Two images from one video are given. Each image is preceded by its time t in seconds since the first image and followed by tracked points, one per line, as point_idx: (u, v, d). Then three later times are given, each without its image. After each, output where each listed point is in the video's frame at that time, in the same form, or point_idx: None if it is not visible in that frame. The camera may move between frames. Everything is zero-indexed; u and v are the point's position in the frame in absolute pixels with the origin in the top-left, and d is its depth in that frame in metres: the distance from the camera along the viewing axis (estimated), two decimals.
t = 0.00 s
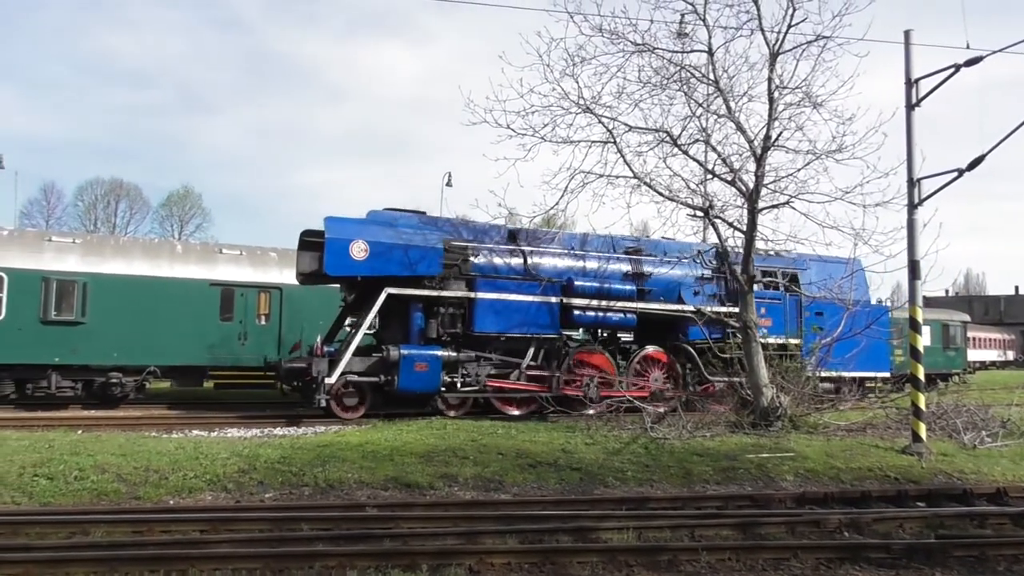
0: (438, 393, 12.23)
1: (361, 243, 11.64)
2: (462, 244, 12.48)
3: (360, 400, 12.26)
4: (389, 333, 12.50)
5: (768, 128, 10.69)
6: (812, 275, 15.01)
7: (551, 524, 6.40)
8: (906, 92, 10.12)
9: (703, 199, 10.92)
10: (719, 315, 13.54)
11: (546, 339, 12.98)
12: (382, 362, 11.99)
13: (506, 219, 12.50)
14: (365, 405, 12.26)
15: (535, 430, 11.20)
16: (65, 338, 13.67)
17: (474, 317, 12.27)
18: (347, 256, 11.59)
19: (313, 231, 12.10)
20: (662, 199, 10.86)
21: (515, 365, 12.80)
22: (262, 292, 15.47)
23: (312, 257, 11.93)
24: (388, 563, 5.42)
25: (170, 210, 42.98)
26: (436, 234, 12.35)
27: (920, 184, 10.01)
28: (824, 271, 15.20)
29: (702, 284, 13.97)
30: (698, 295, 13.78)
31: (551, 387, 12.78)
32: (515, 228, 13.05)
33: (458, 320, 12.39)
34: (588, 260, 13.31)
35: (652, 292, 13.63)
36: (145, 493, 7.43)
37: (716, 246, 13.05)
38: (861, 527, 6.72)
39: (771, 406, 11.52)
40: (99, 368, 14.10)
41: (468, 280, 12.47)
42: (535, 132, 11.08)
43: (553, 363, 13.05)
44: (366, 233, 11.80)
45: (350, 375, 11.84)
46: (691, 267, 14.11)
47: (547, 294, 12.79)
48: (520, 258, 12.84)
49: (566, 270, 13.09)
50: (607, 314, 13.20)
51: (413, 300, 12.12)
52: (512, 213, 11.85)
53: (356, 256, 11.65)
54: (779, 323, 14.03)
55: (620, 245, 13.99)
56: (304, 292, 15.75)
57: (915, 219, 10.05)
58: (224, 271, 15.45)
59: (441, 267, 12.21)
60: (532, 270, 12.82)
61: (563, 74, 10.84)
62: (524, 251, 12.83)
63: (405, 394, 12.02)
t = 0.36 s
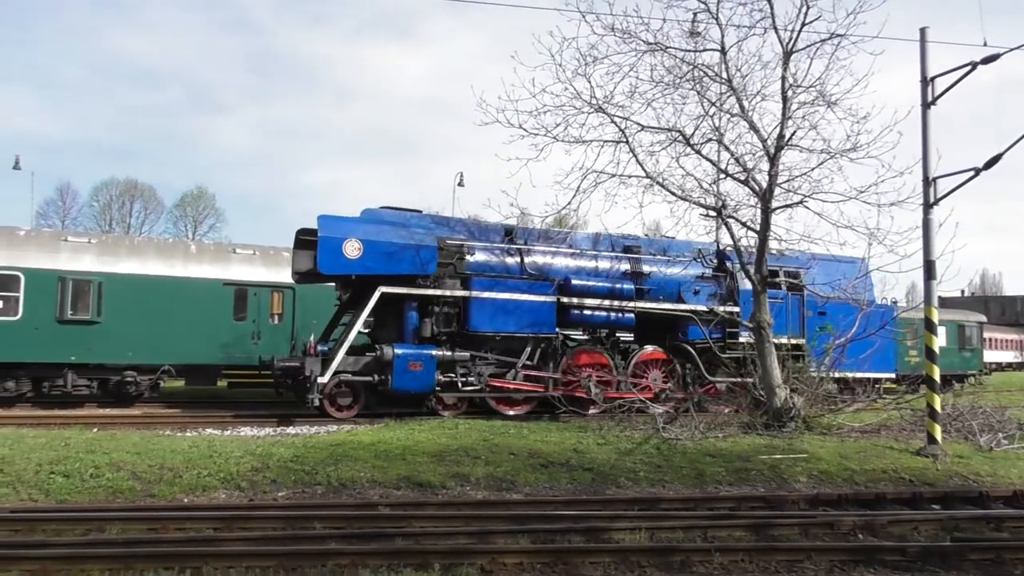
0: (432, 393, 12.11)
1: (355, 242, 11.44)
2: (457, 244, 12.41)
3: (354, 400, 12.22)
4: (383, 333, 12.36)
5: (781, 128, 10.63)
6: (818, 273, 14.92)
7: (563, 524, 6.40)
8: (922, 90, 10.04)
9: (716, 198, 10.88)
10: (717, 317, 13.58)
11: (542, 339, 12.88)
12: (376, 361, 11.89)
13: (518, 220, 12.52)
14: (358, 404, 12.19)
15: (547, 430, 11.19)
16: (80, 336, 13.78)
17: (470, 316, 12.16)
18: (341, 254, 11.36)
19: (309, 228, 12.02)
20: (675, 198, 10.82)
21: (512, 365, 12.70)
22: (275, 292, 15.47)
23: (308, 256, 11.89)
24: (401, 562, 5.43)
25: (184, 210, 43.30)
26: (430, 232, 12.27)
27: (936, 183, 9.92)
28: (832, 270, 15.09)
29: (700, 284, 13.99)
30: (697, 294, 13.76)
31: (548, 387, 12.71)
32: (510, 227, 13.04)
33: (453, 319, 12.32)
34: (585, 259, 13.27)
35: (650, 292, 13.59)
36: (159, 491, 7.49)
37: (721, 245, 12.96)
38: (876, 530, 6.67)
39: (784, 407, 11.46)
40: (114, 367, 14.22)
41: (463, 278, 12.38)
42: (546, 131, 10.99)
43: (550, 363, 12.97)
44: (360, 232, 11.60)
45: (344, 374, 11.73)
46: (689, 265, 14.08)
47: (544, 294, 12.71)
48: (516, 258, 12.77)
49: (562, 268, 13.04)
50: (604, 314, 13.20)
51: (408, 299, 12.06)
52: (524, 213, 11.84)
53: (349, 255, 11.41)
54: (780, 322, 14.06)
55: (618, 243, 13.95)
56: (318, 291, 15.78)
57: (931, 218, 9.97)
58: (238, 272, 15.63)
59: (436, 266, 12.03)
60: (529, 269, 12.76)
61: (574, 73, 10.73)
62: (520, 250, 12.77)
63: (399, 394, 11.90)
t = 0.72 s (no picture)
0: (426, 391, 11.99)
1: (346, 238, 11.34)
2: (451, 240, 12.25)
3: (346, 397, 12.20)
4: (376, 328, 12.33)
5: (793, 124, 10.60)
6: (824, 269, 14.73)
7: (574, 521, 6.41)
8: (935, 86, 9.98)
9: (727, 195, 10.86)
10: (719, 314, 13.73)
11: (537, 337, 12.75)
12: (368, 358, 11.79)
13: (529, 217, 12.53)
14: (350, 402, 12.13)
15: (558, 427, 11.20)
16: (93, 335, 13.89)
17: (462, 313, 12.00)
18: (331, 251, 11.27)
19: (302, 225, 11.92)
20: (686, 195, 10.80)
21: (507, 362, 12.57)
22: (286, 291, 15.50)
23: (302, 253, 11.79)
24: (413, 559, 5.46)
25: (195, 208, 43.54)
26: (423, 229, 12.14)
27: (949, 179, 9.88)
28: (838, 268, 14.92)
29: (698, 279, 13.96)
30: (696, 291, 13.79)
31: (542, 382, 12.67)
32: (506, 223, 12.97)
33: (446, 316, 12.19)
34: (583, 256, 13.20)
35: (647, 288, 13.51)
36: (173, 488, 7.55)
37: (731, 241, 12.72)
38: (888, 527, 6.65)
39: (796, 404, 11.44)
40: (126, 365, 14.32)
41: (457, 275, 12.22)
42: (556, 128, 10.96)
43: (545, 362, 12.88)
44: (351, 228, 11.50)
45: (336, 372, 11.66)
46: (687, 262, 14.04)
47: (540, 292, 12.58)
48: (513, 254, 12.64)
49: (558, 265, 12.94)
50: (600, 311, 13.21)
51: (401, 295, 11.91)
52: (534, 211, 11.83)
53: (340, 252, 11.32)
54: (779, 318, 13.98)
55: (615, 238, 13.85)
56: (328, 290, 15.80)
57: (944, 214, 9.91)
58: (249, 270, 15.74)
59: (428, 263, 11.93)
60: (524, 266, 12.61)
61: (584, 70, 10.71)
62: (515, 247, 12.64)
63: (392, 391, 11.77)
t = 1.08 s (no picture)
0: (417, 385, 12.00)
1: (336, 232, 11.25)
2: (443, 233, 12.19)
3: (337, 392, 12.18)
4: (367, 323, 12.17)
5: (804, 117, 10.53)
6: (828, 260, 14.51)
7: (583, 515, 6.41)
8: (948, 78, 9.88)
9: (737, 189, 10.81)
10: (717, 307, 13.68)
11: (531, 331, 12.70)
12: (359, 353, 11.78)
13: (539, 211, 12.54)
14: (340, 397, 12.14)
15: (567, 422, 11.19)
16: (105, 329, 13.98)
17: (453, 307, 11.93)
18: (321, 244, 11.17)
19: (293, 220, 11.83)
20: (695, 189, 10.75)
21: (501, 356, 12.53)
22: (296, 286, 15.61)
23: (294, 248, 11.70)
24: (423, 552, 5.47)
25: (206, 204, 43.71)
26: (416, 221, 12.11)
27: (961, 172, 9.79)
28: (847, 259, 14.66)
29: (694, 273, 13.86)
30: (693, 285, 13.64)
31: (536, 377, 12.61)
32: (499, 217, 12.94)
33: (438, 310, 12.11)
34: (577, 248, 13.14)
35: (642, 281, 13.43)
36: (185, 482, 7.60)
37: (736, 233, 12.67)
38: (899, 522, 6.62)
39: (806, 398, 11.41)
40: (138, 360, 14.41)
41: (448, 269, 12.17)
42: (566, 122, 10.94)
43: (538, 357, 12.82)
44: (342, 221, 11.40)
45: (326, 365, 11.64)
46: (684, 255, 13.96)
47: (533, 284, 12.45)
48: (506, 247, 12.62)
49: (552, 257, 12.87)
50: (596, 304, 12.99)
51: (391, 289, 11.85)
52: (544, 205, 11.83)
53: (330, 245, 11.23)
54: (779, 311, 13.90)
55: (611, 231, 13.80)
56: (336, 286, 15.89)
57: (956, 207, 9.83)
58: (259, 265, 15.68)
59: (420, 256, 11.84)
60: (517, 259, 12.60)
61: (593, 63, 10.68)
62: (508, 239, 12.61)
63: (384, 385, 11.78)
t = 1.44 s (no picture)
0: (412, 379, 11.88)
1: (328, 224, 11.10)
2: (438, 225, 12.20)
3: (330, 386, 12.10)
4: (360, 317, 12.15)
5: (817, 109, 10.44)
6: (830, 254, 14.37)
7: (595, 509, 6.41)
8: (964, 69, 9.78)
9: (750, 181, 10.75)
10: (714, 300, 13.69)
11: (525, 324, 12.60)
12: (352, 346, 11.66)
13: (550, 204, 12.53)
14: (334, 390, 12.05)
15: (579, 415, 11.18)
16: (118, 322, 14.07)
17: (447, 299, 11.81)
18: (312, 237, 11.01)
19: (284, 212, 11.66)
20: (707, 181, 10.70)
21: (495, 350, 12.44)
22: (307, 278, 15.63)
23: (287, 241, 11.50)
24: (434, 545, 5.48)
25: (218, 197, 43.91)
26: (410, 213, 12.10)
27: (977, 164, 9.69)
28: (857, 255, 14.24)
29: (692, 265, 13.90)
30: (690, 278, 13.72)
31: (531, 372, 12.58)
32: (494, 208, 12.94)
33: (431, 303, 12.04)
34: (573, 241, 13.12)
35: (640, 274, 13.43)
36: (198, 474, 7.67)
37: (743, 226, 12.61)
38: (912, 516, 6.59)
39: (819, 392, 11.38)
40: (151, 353, 14.52)
41: (443, 262, 12.09)
42: (578, 115, 10.91)
43: (533, 349, 12.71)
44: (333, 214, 11.24)
45: (319, 359, 11.52)
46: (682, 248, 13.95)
47: (527, 276, 12.35)
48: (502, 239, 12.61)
49: (548, 250, 12.85)
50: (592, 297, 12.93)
51: (383, 282, 11.76)
52: (555, 199, 11.82)
53: (322, 238, 11.07)
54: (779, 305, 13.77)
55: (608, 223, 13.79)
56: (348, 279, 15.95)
57: (972, 200, 9.75)
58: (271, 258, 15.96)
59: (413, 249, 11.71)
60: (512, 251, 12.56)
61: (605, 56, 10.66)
62: (503, 231, 12.59)
63: (377, 379, 11.60)
